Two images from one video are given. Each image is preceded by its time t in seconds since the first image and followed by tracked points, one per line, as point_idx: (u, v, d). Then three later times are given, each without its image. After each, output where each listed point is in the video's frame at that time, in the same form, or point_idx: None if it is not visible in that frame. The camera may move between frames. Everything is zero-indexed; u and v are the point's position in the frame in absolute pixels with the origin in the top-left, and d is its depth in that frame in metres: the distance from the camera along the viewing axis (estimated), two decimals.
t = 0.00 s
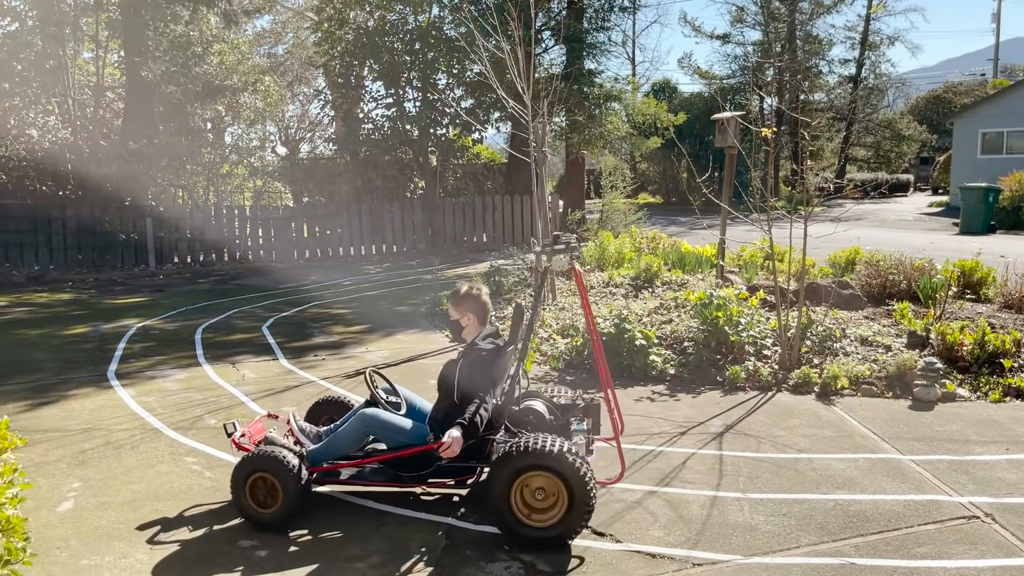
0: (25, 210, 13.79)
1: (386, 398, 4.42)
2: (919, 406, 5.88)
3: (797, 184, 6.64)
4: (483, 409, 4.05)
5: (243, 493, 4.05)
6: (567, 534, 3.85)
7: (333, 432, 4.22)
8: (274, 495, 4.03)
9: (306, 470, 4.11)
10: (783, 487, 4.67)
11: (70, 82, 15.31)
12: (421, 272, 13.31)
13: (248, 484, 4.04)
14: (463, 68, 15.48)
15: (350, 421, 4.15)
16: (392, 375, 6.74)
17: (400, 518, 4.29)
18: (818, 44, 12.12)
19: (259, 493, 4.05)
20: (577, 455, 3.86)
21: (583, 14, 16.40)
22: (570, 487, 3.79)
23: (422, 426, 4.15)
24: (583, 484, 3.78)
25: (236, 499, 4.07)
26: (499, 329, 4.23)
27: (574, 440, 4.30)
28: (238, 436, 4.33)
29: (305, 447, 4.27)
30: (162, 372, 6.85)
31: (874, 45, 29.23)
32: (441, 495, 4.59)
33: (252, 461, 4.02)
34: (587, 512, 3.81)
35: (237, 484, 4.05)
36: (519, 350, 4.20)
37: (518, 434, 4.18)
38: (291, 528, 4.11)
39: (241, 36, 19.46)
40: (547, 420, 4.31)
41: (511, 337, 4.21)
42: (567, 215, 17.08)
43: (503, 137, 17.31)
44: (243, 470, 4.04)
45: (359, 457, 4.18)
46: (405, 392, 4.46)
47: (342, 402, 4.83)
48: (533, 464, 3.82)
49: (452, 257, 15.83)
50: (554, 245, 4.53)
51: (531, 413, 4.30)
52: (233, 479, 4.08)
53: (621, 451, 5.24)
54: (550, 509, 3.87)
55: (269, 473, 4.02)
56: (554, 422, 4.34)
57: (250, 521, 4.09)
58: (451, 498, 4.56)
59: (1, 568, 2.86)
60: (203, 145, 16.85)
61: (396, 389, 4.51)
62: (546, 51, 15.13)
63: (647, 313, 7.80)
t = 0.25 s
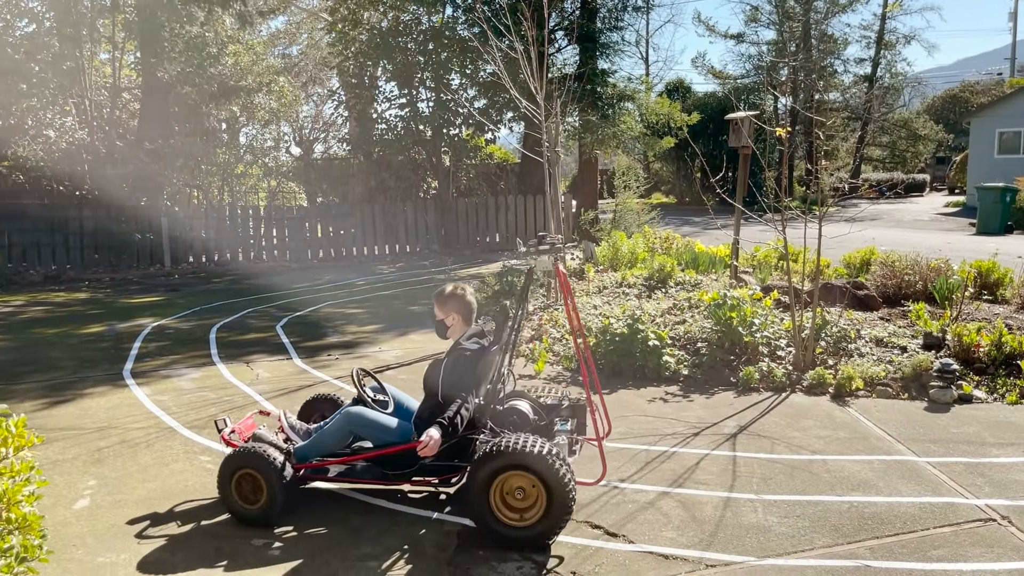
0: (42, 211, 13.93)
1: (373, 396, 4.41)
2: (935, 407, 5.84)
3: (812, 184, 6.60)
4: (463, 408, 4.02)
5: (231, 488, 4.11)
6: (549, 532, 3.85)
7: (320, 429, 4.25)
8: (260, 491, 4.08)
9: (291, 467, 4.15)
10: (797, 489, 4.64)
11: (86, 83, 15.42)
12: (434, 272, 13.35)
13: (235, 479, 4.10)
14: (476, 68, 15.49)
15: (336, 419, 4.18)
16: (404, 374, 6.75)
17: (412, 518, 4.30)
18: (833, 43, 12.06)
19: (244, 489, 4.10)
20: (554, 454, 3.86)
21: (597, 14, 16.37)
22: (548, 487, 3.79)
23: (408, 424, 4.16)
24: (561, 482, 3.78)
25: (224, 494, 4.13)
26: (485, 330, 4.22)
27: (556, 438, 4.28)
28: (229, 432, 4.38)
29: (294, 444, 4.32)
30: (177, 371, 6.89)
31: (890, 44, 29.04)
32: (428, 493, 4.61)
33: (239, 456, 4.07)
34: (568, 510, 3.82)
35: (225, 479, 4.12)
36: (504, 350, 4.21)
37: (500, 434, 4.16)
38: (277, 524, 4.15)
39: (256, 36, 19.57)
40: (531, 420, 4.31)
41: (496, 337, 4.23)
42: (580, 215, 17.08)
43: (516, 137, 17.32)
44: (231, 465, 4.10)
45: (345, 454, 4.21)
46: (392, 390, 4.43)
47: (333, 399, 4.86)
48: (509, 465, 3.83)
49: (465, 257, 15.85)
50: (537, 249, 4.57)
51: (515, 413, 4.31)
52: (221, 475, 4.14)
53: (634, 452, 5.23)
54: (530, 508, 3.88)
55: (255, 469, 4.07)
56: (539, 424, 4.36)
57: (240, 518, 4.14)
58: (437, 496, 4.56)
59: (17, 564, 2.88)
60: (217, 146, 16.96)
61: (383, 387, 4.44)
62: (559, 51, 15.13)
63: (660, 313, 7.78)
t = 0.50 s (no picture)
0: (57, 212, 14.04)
1: (364, 395, 4.43)
2: (949, 408, 5.80)
3: (824, 184, 6.57)
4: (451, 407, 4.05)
5: (220, 484, 4.15)
6: (531, 533, 3.84)
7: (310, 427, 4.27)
8: (248, 487, 4.11)
9: (280, 464, 4.18)
10: (810, 490, 4.62)
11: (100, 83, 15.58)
12: (445, 272, 13.37)
13: (224, 475, 4.14)
14: (488, 69, 15.49)
15: (326, 417, 4.21)
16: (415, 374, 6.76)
17: (423, 517, 4.30)
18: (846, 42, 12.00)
19: (232, 488, 4.16)
20: (540, 454, 3.85)
21: (608, 13, 16.34)
22: (533, 487, 3.78)
23: (396, 423, 4.15)
24: (545, 482, 3.78)
25: (213, 490, 4.17)
26: (473, 330, 4.23)
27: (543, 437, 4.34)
28: (221, 429, 4.42)
29: (286, 441, 4.36)
30: (190, 370, 6.93)
31: (904, 43, 28.87)
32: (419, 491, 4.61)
33: (227, 453, 4.11)
34: (550, 511, 3.81)
35: (215, 475, 4.16)
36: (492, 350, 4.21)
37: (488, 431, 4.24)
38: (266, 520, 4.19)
39: (268, 37, 19.65)
40: (519, 418, 4.45)
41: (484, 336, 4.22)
42: (592, 215, 17.08)
43: (528, 137, 17.32)
44: (220, 462, 4.13)
45: (335, 451, 4.23)
46: (384, 389, 4.42)
47: (327, 397, 4.88)
48: (495, 462, 3.82)
49: (477, 257, 15.88)
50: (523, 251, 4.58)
51: (503, 412, 4.44)
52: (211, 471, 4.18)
53: (645, 452, 5.22)
54: (514, 507, 3.87)
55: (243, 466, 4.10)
56: (525, 422, 4.49)
57: (235, 518, 4.18)
58: (428, 495, 4.56)
59: (31, 562, 2.90)
60: (230, 146, 17.04)
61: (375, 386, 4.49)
62: (571, 51, 15.12)
63: (673, 313, 7.77)
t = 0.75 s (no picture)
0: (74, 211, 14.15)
1: (357, 393, 4.49)
2: (965, 410, 5.75)
3: (840, 184, 6.53)
4: (439, 404, 4.05)
5: (211, 479, 4.22)
6: (515, 529, 3.84)
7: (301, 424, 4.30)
8: (238, 482, 4.17)
9: (271, 461, 4.23)
10: (824, 491, 4.60)
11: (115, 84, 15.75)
12: (458, 272, 13.39)
13: (215, 470, 4.20)
14: (501, 69, 15.50)
15: (317, 414, 4.23)
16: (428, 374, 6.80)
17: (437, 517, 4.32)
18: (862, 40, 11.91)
19: (223, 485, 4.22)
20: (524, 451, 3.84)
21: (622, 13, 16.29)
22: (516, 484, 3.77)
23: (385, 420, 4.23)
24: (529, 480, 3.77)
25: (205, 486, 4.23)
26: (462, 328, 4.23)
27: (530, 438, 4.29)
28: (215, 425, 4.47)
29: (279, 438, 4.40)
30: (205, 369, 6.97)
31: (920, 41, 28.66)
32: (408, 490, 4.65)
33: (219, 448, 4.17)
34: (534, 507, 3.81)
35: (207, 470, 4.22)
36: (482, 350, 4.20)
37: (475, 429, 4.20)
38: (256, 516, 4.25)
39: (282, 37, 19.74)
40: (508, 416, 4.45)
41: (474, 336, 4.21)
42: (605, 216, 17.08)
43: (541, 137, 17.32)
44: (211, 457, 4.19)
45: (326, 448, 4.27)
46: (375, 386, 4.50)
47: (321, 395, 4.93)
48: (478, 460, 3.81)
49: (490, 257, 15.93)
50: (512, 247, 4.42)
51: (492, 410, 4.45)
52: (203, 466, 4.25)
53: (658, 452, 5.21)
54: (499, 502, 3.88)
55: (234, 462, 4.17)
56: (513, 421, 4.50)
57: (228, 513, 4.24)
58: (420, 492, 4.65)
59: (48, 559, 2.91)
60: (245, 146, 17.12)
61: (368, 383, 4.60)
62: (584, 51, 15.10)
63: (686, 314, 7.75)
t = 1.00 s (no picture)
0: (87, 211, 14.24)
1: (353, 392, 4.49)
2: (979, 411, 5.71)
3: (853, 183, 6.50)
4: (433, 402, 4.06)
5: (208, 475, 4.26)
6: (506, 526, 3.84)
7: (298, 422, 4.32)
8: (234, 479, 4.21)
9: (267, 458, 4.26)
10: (837, 493, 4.57)
11: (129, 85, 15.85)
12: (470, 271, 13.40)
13: (212, 467, 4.24)
14: (513, 68, 15.50)
15: (313, 411, 4.24)
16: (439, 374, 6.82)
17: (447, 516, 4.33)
18: (876, 39, 11.85)
19: (220, 481, 4.26)
20: (517, 450, 3.83)
21: (634, 12, 16.26)
22: (508, 482, 3.77)
23: (381, 417, 4.21)
24: (520, 478, 3.76)
25: (203, 482, 4.28)
26: (457, 326, 4.22)
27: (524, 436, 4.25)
28: (214, 423, 4.52)
29: (276, 435, 4.44)
30: (217, 368, 7.00)
31: (935, 40, 28.46)
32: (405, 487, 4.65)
33: (215, 445, 4.21)
34: (526, 505, 3.81)
35: (204, 466, 4.27)
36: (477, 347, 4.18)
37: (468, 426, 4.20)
38: (252, 512, 4.29)
39: (294, 37, 19.84)
40: (502, 415, 4.44)
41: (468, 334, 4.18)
42: (616, 216, 17.07)
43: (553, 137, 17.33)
44: (208, 453, 4.23)
45: (322, 445, 4.28)
46: (373, 384, 4.44)
47: (321, 393, 4.96)
48: (470, 457, 3.81)
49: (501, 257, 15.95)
50: (507, 244, 4.22)
51: (486, 408, 4.44)
52: (201, 462, 4.29)
53: (670, 453, 5.20)
54: (491, 499, 3.88)
55: (230, 459, 4.20)
56: (507, 419, 4.49)
57: (228, 511, 4.27)
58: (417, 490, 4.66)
59: (61, 557, 2.92)
60: (257, 146, 17.18)
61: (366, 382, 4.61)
62: (596, 51, 15.09)
63: (698, 314, 7.73)
